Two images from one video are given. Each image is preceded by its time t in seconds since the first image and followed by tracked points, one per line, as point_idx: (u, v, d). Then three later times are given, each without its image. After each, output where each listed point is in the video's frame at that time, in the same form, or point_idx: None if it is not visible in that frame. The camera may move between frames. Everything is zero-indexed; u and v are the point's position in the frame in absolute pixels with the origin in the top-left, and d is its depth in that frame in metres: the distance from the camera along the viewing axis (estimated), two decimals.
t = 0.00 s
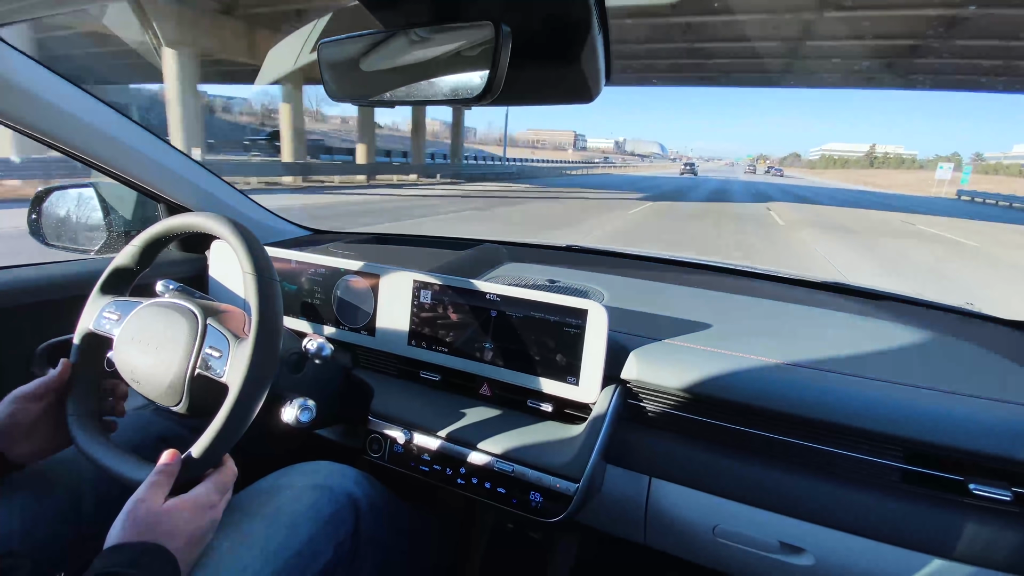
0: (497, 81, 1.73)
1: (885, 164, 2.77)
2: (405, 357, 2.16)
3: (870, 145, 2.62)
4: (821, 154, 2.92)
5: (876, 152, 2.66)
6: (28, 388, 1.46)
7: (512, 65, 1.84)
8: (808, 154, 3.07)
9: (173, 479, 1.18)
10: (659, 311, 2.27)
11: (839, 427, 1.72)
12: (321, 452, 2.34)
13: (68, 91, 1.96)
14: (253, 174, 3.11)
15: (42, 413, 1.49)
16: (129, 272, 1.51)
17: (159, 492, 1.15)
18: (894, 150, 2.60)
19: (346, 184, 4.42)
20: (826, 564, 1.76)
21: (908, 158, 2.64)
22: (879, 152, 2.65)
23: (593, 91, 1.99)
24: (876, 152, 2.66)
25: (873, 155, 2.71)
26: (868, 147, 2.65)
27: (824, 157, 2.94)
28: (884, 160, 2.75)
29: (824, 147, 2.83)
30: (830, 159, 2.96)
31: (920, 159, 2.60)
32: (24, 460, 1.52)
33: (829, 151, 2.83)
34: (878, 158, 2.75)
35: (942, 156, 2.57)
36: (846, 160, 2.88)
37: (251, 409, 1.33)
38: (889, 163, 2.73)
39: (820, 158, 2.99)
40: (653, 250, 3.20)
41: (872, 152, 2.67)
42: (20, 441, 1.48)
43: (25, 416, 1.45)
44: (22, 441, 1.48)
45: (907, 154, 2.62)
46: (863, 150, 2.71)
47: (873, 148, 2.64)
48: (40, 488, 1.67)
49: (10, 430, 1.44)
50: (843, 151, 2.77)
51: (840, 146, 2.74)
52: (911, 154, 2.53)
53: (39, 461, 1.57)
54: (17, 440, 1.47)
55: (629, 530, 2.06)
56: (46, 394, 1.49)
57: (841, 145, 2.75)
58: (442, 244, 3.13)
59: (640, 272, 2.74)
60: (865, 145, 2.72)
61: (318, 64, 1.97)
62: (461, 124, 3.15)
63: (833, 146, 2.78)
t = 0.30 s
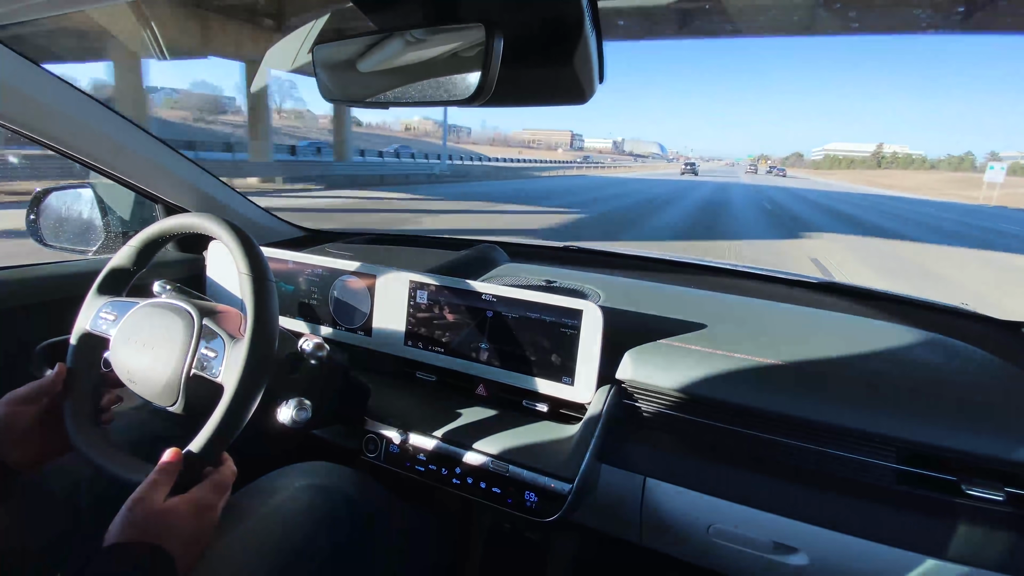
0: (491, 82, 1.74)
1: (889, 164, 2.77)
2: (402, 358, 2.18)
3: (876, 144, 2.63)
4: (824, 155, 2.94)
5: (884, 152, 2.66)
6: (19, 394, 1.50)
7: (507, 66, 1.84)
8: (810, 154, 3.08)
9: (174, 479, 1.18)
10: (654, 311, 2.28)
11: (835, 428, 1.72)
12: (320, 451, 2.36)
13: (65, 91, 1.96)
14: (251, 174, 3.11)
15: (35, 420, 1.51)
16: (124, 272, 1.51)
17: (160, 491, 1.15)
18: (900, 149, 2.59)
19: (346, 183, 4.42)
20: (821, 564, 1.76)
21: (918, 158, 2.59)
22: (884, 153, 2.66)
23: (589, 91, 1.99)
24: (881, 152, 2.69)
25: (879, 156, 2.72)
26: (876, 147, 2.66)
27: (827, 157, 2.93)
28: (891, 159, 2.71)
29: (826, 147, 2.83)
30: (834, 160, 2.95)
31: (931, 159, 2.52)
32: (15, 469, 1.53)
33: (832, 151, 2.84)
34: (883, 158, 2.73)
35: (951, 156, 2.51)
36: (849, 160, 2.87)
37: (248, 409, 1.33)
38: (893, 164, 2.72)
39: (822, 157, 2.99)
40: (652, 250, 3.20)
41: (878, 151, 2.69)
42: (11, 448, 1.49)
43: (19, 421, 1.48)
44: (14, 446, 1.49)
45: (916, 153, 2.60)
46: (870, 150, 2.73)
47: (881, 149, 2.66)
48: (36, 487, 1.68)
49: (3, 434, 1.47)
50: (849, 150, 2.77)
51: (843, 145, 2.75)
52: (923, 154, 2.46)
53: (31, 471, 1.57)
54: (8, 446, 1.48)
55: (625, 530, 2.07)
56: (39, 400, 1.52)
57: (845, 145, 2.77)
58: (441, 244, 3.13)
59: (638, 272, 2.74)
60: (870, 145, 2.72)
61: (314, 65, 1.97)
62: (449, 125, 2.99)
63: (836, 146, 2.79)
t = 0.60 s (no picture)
0: (494, 83, 1.74)
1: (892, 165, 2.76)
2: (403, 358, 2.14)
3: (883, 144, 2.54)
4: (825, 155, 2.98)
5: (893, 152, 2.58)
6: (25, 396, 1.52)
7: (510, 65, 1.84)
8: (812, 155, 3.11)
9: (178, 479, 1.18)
10: (658, 311, 2.27)
11: (841, 427, 1.72)
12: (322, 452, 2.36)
13: (64, 90, 1.98)
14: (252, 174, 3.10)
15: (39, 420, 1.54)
16: (130, 271, 1.52)
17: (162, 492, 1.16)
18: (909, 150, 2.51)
19: (346, 184, 4.41)
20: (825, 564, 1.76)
21: (930, 158, 2.48)
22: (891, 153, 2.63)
23: (593, 91, 1.98)
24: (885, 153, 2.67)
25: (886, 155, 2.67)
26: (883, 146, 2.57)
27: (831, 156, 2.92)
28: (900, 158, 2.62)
29: (829, 147, 2.87)
30: (836, 160, 2.94)
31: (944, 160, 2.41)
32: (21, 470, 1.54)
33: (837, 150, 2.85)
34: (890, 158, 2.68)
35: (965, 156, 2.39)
36: (855, 160, 2.86)
37: (252, 408, 1.33)
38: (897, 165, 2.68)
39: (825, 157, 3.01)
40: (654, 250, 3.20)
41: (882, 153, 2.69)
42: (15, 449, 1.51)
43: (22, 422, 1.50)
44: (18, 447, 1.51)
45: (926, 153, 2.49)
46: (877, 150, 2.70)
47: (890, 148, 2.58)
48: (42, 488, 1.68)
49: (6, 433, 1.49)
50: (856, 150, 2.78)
51: (850, 144, 2.74)
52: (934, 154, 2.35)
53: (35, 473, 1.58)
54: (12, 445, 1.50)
55: (626, 532, 2.03)
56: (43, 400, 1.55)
57: (852, 142, 2.76)
58: (442, 244, 3.13)
59: (640, 273, 2.74)
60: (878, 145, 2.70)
61: (316, 65, 1.97)
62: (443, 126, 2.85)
63: (838, 146, 2.83)
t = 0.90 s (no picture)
0: (491, 83, 1.74)
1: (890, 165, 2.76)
2: (403, 357, 2.16)
3: (896, 142, 2.49)
4: (827, 155, 2.98)
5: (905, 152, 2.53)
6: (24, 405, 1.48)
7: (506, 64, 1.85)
8: (815, 154, 3.10)
9: (176, 479, 1.19)
10: (657, 311, 2.27)
11: (841, 426, 1.71)
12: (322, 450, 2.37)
13: (67, 93, 1.98)
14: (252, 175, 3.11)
15: (39, 426, 1.52)
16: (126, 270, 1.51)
17: (161, 491, 1.16)
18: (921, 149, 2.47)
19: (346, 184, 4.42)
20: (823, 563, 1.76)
21: (942, 158, 2.46)
22: (899, 154, 2.59)
23: (588, 92, 2.00)
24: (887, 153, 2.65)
25: (894, 155, 2.63)
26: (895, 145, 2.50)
27: (832, 156, 2.91)
28: (910, 159, 2.59)
29: (831, 147, 2.83)
30: (839, 160, 2.93)
31: (957, 159, 2.38)
32: (23, 474, 1.57)
33: (841, 150, 2.80)
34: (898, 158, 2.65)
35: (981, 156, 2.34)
36: (858, 159, 2.83)
37: (250, 409, 1.33)
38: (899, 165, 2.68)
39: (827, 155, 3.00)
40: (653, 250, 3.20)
41: (884, 153, 2.67)
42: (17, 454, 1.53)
43: (21, 430, 1.49)
44: (20, 453, 1.53)
45: (937, 154, 2.46)
46: (885, 149, 2.64)
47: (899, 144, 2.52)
48: (41, 489, 1.69)
49: (6, 442, 1.49)
50: (860, 150, 2.71)
51: (851, 143, 2.72)
52: (947, 154, 2.32)
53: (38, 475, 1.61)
54: (16, 453, 1.52)
55: (627, 529, 2.06)
56: (40, 410, 1.50)
57: (854, 141, 2.71)
58: (441, 244, 3.13)
59: (638, 272, 2.74)
60: (883, 145, 2.66)
61: (314, 64, 1.97)
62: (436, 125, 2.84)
63: (841, 146, 2.79)
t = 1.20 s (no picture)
0: (491, 84, 1.75)
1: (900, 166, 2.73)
2: (403, 358, 2.16)
3: (904, 141, 2.45)
4: (830, 155, 3.00)
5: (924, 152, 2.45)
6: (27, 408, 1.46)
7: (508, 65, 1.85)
8: (819, 155, 3.13)
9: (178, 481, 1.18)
10: (657, 312, 2.27)
11: (843, 425, 1.71)
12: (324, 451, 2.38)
13: (65, 93, 1.97)
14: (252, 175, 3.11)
15: (40, 430, 1.51)
16: (127, 271, 1.51)
17: (162, 494, 1.16)
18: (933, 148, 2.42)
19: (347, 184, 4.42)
20: (824, 563, 1.76)
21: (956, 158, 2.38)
22: (909, 153, 2.54)
23: (589, 93, 2.00)
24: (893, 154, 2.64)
25: (905, 154, 2.57)
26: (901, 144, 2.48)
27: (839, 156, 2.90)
28: (921, 158, 2.54)
29: (834, 146, 2.83)
30: (843, 159, 2.91)
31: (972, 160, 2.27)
32: (25, 476, 1.57)
33: (844, 149, 2.81)
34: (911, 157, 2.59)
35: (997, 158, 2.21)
36: (865, 158, 2.80)
37: (250, 411, 1.33)
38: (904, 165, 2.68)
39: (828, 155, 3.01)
40: (654, 250, 3.19)
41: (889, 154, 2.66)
42: (20, 456, 1.52)
43: (23, 433, 1.48)
44: (23, 455, 1.53)
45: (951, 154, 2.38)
46: (894, 149, 2.59)
47: (907, 142, 2.45)
48: (42, 491, 1.69)
49: (9, 444, 1.48)
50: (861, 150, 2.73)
51: (850, 143, 2.73)
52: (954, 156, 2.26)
53: (40, 477, 1.61)
54: (20, 455, 1.52)
55: (627, 530, 2.05)
56: (41, 412, 1.49)
57: (858, 142, 2.71)
58: (442, 244, 3.13)
59: (639, 272, 2.74)
60: (894, 145, 2.59)
61: (315, 65, 1.97)
62: (431, 125, 2.83)
63: (842, 146, 2.80)
